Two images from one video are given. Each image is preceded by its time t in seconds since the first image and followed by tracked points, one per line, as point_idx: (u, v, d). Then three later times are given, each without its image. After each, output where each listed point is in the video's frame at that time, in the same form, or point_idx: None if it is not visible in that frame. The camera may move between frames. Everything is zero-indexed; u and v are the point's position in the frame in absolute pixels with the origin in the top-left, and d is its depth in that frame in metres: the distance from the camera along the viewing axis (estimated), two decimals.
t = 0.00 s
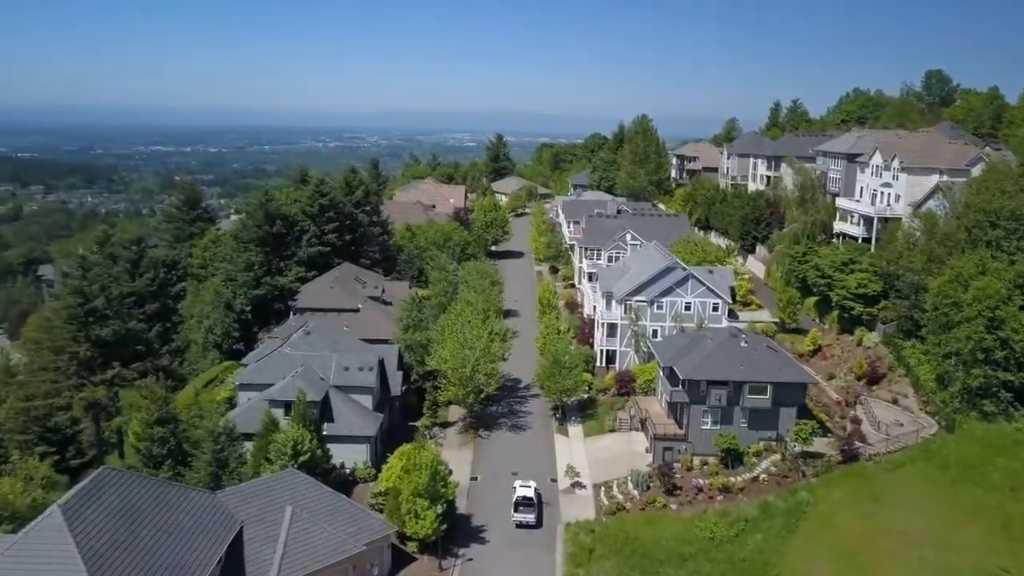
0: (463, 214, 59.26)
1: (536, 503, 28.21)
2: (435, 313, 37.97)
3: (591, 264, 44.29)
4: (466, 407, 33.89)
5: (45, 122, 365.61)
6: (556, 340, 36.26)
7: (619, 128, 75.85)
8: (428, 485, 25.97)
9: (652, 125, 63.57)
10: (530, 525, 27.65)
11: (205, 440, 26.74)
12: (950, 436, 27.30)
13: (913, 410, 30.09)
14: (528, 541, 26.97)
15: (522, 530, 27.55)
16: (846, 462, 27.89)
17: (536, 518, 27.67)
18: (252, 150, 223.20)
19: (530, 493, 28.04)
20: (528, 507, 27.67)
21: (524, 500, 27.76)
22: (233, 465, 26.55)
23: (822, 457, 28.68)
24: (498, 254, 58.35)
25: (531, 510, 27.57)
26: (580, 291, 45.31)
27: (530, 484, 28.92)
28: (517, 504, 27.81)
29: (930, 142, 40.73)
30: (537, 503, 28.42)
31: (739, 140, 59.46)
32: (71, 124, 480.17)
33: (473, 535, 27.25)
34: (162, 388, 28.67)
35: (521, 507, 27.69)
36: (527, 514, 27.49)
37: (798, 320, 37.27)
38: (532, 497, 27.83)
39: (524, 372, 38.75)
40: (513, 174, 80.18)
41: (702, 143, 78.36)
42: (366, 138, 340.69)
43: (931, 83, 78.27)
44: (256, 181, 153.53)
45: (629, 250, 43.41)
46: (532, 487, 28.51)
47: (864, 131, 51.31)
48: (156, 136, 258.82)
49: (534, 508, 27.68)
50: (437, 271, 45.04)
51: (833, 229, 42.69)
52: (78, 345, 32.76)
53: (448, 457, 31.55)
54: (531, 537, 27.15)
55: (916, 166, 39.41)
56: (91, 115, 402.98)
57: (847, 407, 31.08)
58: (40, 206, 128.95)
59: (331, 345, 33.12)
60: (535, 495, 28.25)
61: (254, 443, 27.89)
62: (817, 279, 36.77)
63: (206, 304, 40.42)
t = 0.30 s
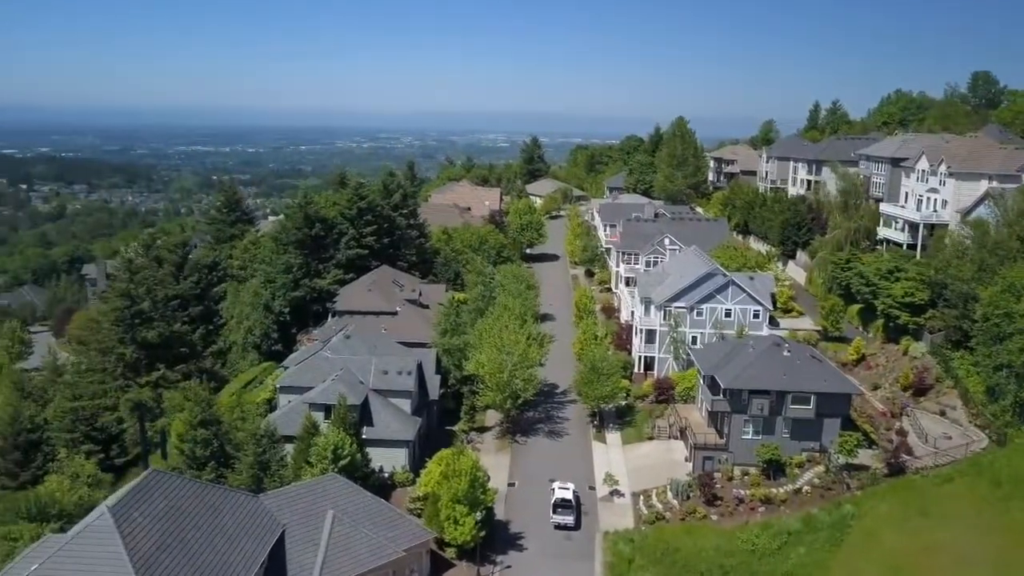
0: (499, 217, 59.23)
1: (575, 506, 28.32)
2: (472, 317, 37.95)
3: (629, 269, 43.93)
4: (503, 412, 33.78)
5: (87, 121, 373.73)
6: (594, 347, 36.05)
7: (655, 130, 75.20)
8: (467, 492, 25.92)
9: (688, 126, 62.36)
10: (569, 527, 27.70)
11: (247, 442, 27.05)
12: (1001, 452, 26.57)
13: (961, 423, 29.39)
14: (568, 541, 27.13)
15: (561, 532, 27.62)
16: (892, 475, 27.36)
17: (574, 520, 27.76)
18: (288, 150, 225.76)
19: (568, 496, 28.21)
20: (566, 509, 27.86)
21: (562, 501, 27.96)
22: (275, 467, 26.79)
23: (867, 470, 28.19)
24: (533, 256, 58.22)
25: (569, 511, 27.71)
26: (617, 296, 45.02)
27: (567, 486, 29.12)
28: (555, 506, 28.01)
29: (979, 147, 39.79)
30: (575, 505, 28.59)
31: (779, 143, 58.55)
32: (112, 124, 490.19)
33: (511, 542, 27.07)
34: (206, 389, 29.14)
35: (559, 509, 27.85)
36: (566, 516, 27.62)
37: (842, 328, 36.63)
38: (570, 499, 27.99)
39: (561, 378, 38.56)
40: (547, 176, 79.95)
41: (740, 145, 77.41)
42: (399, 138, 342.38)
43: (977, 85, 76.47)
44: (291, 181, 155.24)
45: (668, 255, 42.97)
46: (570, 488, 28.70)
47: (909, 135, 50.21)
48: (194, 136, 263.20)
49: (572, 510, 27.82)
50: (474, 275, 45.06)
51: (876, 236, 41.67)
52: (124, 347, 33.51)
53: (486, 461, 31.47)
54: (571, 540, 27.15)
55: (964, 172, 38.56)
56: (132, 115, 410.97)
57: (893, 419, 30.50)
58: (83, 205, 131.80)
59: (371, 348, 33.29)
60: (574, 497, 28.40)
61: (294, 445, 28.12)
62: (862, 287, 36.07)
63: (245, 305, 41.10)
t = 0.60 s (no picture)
0: (534, 220, 59.07)
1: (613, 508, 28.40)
2: (509, 321, 37.85)
3: (666, 274, 43.51)
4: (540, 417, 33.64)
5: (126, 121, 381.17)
6: (632, 354, 35.78)
7: (691, 132, 74.46)
8: (505, 499, 25.82)
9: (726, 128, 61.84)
10: (607, 529, 27.74)
11: (287, 445, 27.27)
12: None
13: (1012, 436, 28.61)
14: (607, 544, 27.16)
15: (599, 534, 27.65)
16: (940, 489, 26.74)
17: (612, 522, 27.80)
18: (322, 149, 227.54)
19: (607, 498, 28.29)
20: (604, 511, 27.96)
21: (600, 504, 28.06)
22: (315, 471, 26.96)
23: (913, 483, 27.60)
24: (568, 259, 57.99)
25: (607, 514, 27.77)
26: (654, 301, 44.65)
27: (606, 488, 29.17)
28: (593, 508, 28.11)
29: None
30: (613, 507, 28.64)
31: (820, 145, 57.59)
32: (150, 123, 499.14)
33: (548, 550, 26.83)
34: (247, 391, 29.45)
35: (597, 511, 27.93)
36: (604, 518, 27.67)
37: (886, 337, 35.93)
38: (608, 502, 28.08)
39: (598, 384, 38.31)
40: (582, 178, 79.61)
41: (777, 148, 76.36)
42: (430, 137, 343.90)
43: None
44: (325, 181, 156.62)
45: (706, 260, 42.50)
46: (608, 491, 28.77)
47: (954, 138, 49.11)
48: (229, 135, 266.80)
49: (610, 512, 27.89)
50: (510, 279, 44.99)
51: (922, 241, 40.88)
52: (169, 349, 32.06)
53: (524, 467, 31.34)
54: (609, 545, 27.04)
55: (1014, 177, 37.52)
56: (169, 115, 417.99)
57: (940, 431, 29.83)
58: (123, 204, 134.23)
59: (408, 352, 33.40)
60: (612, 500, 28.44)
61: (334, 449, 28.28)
62: (908, 295, 35.31)
63: (283, 306, 41.47)
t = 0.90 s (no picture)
0: (567, 223, 58.89)
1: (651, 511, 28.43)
2: (545, 326, 37.70)
3: (703, 279, 43.03)
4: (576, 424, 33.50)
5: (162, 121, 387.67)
6: (669, 361, 35.46)
7: (727, 134, 73.68)
8: (542, 506, 25.62)
9: (764, 132, 61.17)
10: (645, 532, 27.76)
11: (326, 449, 27.43)
12: None
13: None
14: (643, 546, 27.15)
15: (636, 537, 27.68)
16: (988, 505, 26.25)
17: (650, 525, 27.82)
18: (354, 150, 229.31)
19: (645, 501, 28.30)
20: (642, 514, 27.97)
21: (638, 507, 28.08)
22: (352, 475, 27.09)
23: (960, 498, 27.07)
24: (602, 262, 57.74)
25: (645, 517, 27.78)
26: (690, 306, 44.25)
27: (642, 492, 29.21)
28: (631, 511, 28.14)
29: None
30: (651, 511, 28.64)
31: (860, 149, 56.64)
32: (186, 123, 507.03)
33: (585, 558, 26.58)
34: (286, 394, 29.68)
35: (635, 514, 27.98)
36: (641, 521, 27.69)
37: (930, 346, 35.22)
38: (646, 505, 28.12)
39: (634, 390, 38.07)
40: (615, 180, 79.23)
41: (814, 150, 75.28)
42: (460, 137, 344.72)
43: None
44: (358, 182, 157.67)
45: (744, 265, 41.97)
46: (646, 494, 28.79)
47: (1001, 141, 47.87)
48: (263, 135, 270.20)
49: (648, 515, 27.89)
50: (545, 282, 44.90)
51: (968, 247, 39.71)
52: (210, 352, 30.93)
53: (560, 474, 31.20)
54: (647, 550, 26.89)
55: None
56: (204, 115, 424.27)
57: (987, 445, 29.22)
58: (160, 203, 136.37)
59: (445, 356, 33.41)
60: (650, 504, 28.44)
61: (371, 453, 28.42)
62: (954, 304, 34.54)
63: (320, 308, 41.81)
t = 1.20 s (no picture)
0: (601, 226, 58.60)
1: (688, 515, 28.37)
2: (580, 331, 37.49)
3: (740, 285, 42.47)
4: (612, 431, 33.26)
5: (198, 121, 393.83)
6: (706, 368, 35.04)
7: (763, 136, 72.77)
8: (580, 514, 25.49)
9: (802, 135, 60.27)
10: (682, 536, 27.72)
11: (363, 453, 27.53)
12: None
13: None
14: (681, 550, 27.08)
15: (674, 541, 27.64)
16: None
17: (688, 530, 27.74)
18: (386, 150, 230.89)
19: (682, 505, 28.25)
20: (679, 518, 27.92)
21: (675, 510, 28.06)
22: (389, 479, 27.14)
23: (1008, 513, 26.51)
24: (636, 266, 57.33)
25: (683, 521, 27.72)
26: (727, 312, 43.74)
27: (681, 495, 29.17)
28: (668, 514, 28.11)
29: None
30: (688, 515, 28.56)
31: (901, 152, 55.56)
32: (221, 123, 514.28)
33: (621, 567, 26.25)
34: (324, 397, 29.86)
35: (673, 518, 27.93)
36: (679, 525, 27.62)
37: (976, 356, 34.38)
38: (684, 509, 28.08)
39: (670, 397, 37.73)
40: (649, 182, 78.60)
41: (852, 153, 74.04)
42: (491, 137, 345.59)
43: None
44: (389, 182, 158.55)
45: (783, 271, 41.35)
46: (683, 498, 28.69)
47: None
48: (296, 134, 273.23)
49: (685, 519, 27.83)
50: (580, 287, 44.67)
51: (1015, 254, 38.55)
52: (250, 355, 31.23)
53: (596, 482, 31.02)
54: (685, 556, 26.67)
55: None
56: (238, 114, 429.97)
57: None
58: (196, 203, 138.35)
59: (480, 362, 33.38)
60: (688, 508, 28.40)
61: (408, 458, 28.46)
62: (1001, 313, 33.67)
63: (355, 311, 41.98)
